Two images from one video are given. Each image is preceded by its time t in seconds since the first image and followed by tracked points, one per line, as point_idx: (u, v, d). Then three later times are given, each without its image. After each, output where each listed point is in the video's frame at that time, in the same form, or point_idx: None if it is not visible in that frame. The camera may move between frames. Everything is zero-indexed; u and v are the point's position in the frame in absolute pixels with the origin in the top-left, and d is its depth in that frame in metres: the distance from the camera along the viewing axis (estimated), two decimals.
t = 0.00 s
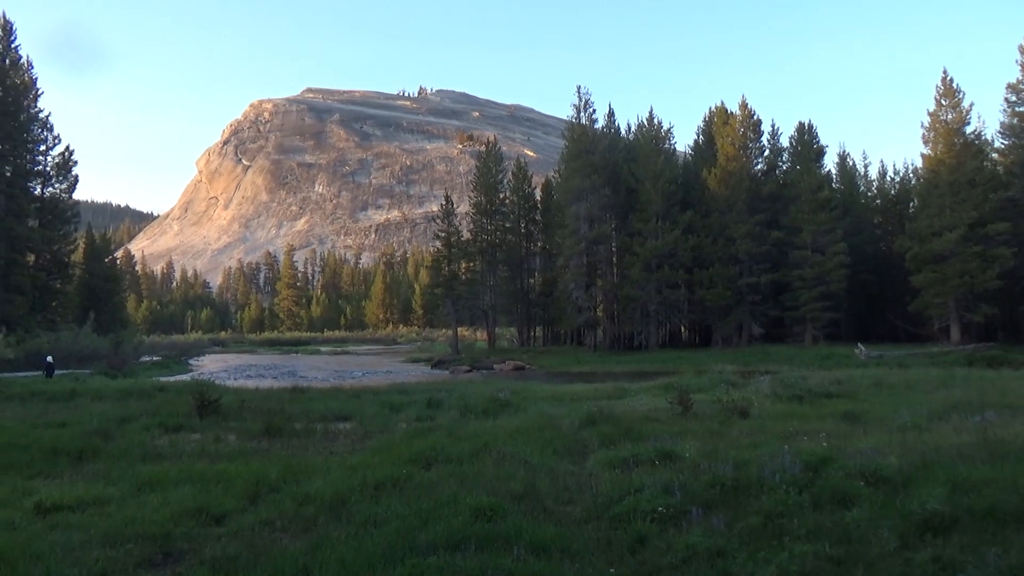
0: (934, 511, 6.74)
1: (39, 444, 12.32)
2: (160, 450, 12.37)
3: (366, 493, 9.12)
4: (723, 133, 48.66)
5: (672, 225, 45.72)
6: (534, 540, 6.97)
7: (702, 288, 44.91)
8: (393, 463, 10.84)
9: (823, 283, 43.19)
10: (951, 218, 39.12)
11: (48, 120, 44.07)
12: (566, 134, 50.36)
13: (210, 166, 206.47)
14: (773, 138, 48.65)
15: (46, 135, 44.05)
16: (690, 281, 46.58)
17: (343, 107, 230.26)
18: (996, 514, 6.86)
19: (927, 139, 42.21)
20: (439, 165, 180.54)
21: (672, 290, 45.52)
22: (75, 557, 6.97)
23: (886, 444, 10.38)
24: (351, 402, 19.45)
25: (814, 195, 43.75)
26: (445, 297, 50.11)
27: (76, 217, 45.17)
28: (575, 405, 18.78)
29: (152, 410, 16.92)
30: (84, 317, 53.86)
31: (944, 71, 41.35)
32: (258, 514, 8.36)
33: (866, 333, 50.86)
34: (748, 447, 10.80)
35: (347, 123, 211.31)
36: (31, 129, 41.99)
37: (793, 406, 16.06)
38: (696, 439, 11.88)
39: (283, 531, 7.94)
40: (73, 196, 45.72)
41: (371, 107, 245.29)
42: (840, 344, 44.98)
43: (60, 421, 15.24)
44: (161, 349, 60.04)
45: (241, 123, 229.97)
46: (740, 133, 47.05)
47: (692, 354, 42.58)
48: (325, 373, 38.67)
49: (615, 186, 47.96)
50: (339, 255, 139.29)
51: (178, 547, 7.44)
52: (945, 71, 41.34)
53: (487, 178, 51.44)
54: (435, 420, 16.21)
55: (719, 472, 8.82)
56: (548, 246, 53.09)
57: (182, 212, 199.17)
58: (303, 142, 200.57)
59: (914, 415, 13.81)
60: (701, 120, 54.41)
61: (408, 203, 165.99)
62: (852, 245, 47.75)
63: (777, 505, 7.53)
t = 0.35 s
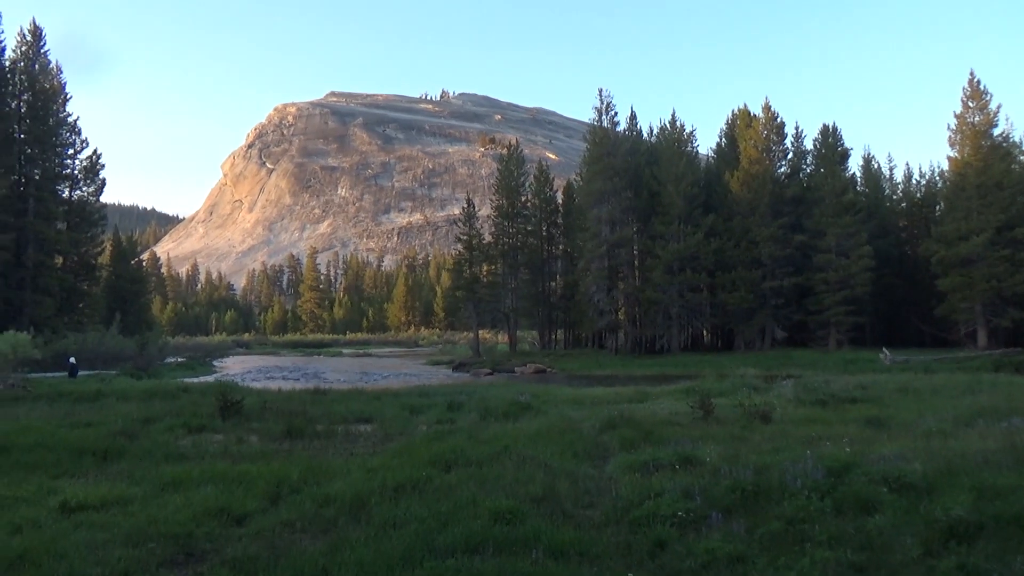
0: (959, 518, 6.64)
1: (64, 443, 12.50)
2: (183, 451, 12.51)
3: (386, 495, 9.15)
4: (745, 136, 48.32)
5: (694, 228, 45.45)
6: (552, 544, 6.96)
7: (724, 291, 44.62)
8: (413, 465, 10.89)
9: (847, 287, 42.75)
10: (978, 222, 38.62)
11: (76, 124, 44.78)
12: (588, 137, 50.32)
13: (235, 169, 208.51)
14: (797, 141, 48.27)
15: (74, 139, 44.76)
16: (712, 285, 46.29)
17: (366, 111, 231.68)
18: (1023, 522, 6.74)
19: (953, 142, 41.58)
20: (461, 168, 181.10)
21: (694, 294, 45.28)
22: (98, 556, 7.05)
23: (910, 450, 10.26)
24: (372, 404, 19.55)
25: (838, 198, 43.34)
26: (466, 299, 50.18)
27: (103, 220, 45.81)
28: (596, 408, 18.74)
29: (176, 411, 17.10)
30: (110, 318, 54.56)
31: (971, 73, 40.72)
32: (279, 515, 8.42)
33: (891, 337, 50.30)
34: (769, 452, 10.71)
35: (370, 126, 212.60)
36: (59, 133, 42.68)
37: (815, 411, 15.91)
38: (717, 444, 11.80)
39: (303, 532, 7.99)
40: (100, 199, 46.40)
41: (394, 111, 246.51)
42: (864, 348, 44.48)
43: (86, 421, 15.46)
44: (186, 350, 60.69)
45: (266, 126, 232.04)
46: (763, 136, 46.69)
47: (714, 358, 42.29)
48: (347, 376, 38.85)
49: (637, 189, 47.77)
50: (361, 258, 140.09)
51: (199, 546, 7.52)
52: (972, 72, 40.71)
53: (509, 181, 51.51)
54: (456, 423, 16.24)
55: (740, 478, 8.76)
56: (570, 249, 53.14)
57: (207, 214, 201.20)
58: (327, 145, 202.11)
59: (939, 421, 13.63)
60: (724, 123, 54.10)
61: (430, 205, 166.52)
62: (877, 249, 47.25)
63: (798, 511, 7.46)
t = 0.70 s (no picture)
0: (987, 524, 6.55)
1: (92, 445, 12.71)
2: (209, 452, 12.66)
3: (408, 498, 9.19)
4: (769, 138, 48.00)
5: (717, 230, 45.19)
6: (574, 547, 6.95)
7: (748, 294, 44.30)
8: (436, 467, 10.93)
9: (873, 289, 42.26)
10: (1007, 223, 38.02)
11: (104, 130, 45.52)
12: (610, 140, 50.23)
13: (259, 173, 210.45)
14: (821, 142, 47.81)
15: (103, 144, 45.54)
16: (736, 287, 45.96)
17: (389, 115, 232.90)
18: None
19: (980, 142, 40.99)
20: (483, 171, 181.50)
21: (717, 296, 45.00)
22: (125, 556, 7.16)
23: (936, 454, 10.12)
24: (395, 406, 19.66)
25: (863, 199, 42.89)
26: (488, 302, 50.25)
27: (130, 224, 46.50)
28: (618, 411, 18.68)
29: (202, 413, 17.31)
30: (137, 321, 55.28)
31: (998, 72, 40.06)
32: (303, 517, 8.49)
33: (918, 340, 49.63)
34: (794, 456, 10.63)
35: (393, 130, 213.72)
36: (88, 139, 43.44)
37: (840, 415, 15.73)
38: (741, 447, 11.72)
39: (327, 533, 8.05)
40: (127, 203, 47.15)
41: (416, 114, 247.67)
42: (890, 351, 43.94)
43: (114, 422, 15.69)
44: (211, 353, 61.30)
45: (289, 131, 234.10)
46: (787, 137, 46.37)
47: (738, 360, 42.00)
48: (370, 378, 39.03)
49: (659, 191, 47.60)
50: (384, 261, 140.78)
51: (224, 547, 7.60)
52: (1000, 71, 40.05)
53: (531, 184, 51.53)
54: (478, 425, 16.25)
55: (763, 481, 8.70)
56: (592, 251, 52.99)
57: (232, 218, 203.23)
58: (350, 149, 203.51)
59: (966, 425, 13.43)
60: (747, 124, 53.77)
61: (452, 208, 167.05)
62: (903, 250, 46.66)
63: (822, 515, 7.39)
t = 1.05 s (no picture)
0: (1018, 526, 6.44)
1: (122, 447, 12.92)
2: (236, 455, 12.82)
3: (433, 500, 9.23)
4: (793, 137, 47.60)
5: (742, 231, 44.89)
6: (598, 549, 6.95)
7: (774, 294, 43.93)
8: (461, 470, 10.96)
9: (901, 289, 41.72)
10: None
11: (133, 136, 46.25)
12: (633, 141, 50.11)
13: (284, 178, 212.35)
14: (846, 141, 47.30)
15: (131, 151, 46.31)
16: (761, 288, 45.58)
17: (412, 118, 234.07)
18: None
19: (1010, 139, 40.34)
20: (506, 173, 181.84)
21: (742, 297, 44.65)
22: (155, 558, 7.27)
23: (966, 456, 9.97)
24: (420, 409, 19.75)
25: (890, 198, 42.38)
26: (512, 305, 50.30)
27: (158, 229, 47.17)
28: (643, 413, 18.61)
29: (229, 416, 17.52)
30: (165, 325, 55.99)
31: None
32: (329, 519, 8.56)
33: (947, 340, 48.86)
34: (821, 458, 10.52)
35: (416, 133, 214.76)
36: (116, 146, 44.21)
37: (867, 416, 15.57)
38: (767, 449, 11.63)
39: (352, 536, 8.11)
40: (155, 209, 47.88)
41: (439, 117, 248.60)
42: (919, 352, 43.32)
43: (143, 426, 15.93)
44: (238, 356, 61.91)
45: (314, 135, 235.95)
46: (812, 136, 45.92)
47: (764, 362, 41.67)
48: (395, 381, 39.21)
49: (683, 192, 47.38)
50: (408, 264, 141.48)
51: (251, 549, 7.69)
52: None
53: (554, 186, 51.52)
54: (503, 428, 16.27)
55: (790, 483, 8.63)
56: (615, 253, 52.84)
57: (258, 223, 205.13)
58: (373, 153, 204.73)
59: (997, 427, 13.20)
60: (771, 124, 53.34)
61: (475, 211, 167.54)
62: (931, 250, 46.00)
63: (850, 518, 7.31)
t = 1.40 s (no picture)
0: None
1: (156, 450, 13.12)
2: (267, 457, 12.96)
3: (462, 502, 9.25)
4: (823, 136, 47.09)
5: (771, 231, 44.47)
6: (627, 552, 6.93)
7: (804, 296, 43.42)
8: (489, 472, 10.98)
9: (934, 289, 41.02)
10: None
11: (164, 143, 47.00)
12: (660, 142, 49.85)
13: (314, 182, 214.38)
14: (877, 140, 46.64)
15: (163, 157, 47.07)
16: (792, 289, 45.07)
17: (439, 122, 235.17)
18: None
19: None
20: (533, 175, 181.96)
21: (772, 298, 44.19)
22: (187, 559, 7.37)
23: (1003, 459, 9.76)
24: (448, 411, 19.81)
25: (922, 197, 41.70)
26: (540, 307, 50.28)
27: (190, 234, 47.87)
28: (672, 416, 18.50)
29: (260, 418, 17.73)
30: (198, 328, 56.82)
31: None
32: (358, 521, 8.63)
33: (983, 341, 47.90)
34: (853, 461, 10.38)
35: (443, 137, 215.74)
36: (149, 152, 44.98)
37: (901, 418, 15.33)
38: (798, 451, 11.51)
39: (382, 538, 8.16)
40: (187, 214, 48.62)
41: (466, 121, 249.31)
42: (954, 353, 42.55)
43: (176, 428, 16.18)
44: (269, 359, 62.58)
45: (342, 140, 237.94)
46: (842, 135, 45.34)
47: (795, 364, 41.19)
48: (424, 384, 39.36)
49: (711, 193, 47.07)
50: (436, 267, 142.08)
51: (282, 551, 7.77)
52: None
53: (582, 188, 51.41)
54: (531, 430, 16.26)
55: (822, 487, 8.51)
56: (644, 255, 52.59)
57: (288, 227, 207.27)
58: (401, 156, 205.98)
59: None
60: (801, 123, 52.76)
61: (503, 214, 167.99)
62: (965, 249, 45.16)
63: (883, 522, 7.21)
